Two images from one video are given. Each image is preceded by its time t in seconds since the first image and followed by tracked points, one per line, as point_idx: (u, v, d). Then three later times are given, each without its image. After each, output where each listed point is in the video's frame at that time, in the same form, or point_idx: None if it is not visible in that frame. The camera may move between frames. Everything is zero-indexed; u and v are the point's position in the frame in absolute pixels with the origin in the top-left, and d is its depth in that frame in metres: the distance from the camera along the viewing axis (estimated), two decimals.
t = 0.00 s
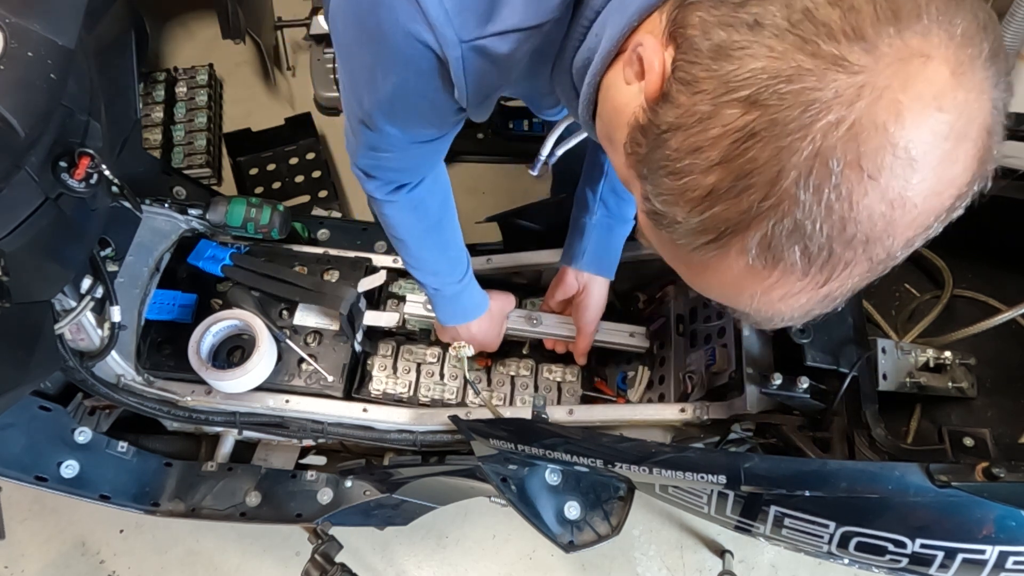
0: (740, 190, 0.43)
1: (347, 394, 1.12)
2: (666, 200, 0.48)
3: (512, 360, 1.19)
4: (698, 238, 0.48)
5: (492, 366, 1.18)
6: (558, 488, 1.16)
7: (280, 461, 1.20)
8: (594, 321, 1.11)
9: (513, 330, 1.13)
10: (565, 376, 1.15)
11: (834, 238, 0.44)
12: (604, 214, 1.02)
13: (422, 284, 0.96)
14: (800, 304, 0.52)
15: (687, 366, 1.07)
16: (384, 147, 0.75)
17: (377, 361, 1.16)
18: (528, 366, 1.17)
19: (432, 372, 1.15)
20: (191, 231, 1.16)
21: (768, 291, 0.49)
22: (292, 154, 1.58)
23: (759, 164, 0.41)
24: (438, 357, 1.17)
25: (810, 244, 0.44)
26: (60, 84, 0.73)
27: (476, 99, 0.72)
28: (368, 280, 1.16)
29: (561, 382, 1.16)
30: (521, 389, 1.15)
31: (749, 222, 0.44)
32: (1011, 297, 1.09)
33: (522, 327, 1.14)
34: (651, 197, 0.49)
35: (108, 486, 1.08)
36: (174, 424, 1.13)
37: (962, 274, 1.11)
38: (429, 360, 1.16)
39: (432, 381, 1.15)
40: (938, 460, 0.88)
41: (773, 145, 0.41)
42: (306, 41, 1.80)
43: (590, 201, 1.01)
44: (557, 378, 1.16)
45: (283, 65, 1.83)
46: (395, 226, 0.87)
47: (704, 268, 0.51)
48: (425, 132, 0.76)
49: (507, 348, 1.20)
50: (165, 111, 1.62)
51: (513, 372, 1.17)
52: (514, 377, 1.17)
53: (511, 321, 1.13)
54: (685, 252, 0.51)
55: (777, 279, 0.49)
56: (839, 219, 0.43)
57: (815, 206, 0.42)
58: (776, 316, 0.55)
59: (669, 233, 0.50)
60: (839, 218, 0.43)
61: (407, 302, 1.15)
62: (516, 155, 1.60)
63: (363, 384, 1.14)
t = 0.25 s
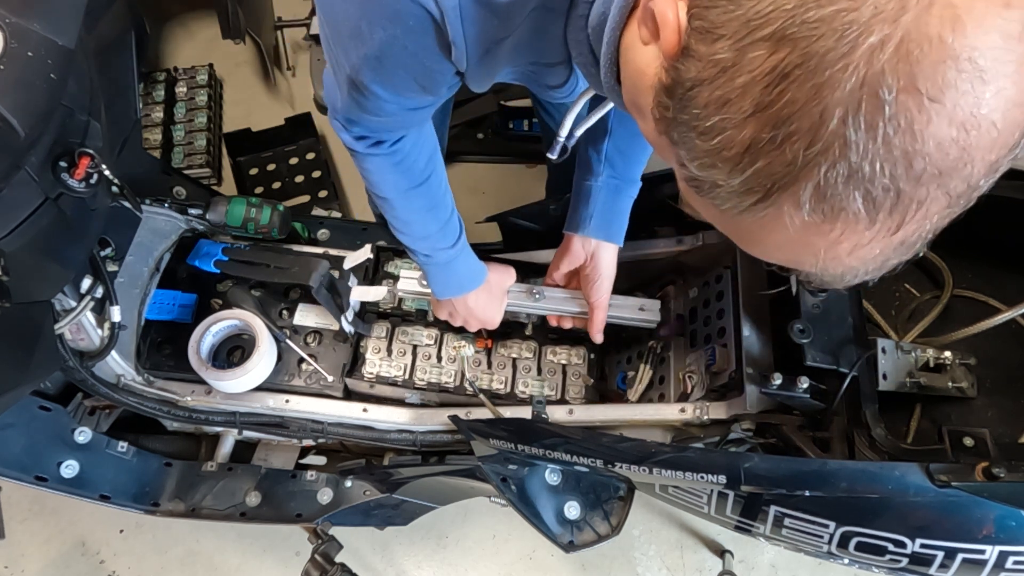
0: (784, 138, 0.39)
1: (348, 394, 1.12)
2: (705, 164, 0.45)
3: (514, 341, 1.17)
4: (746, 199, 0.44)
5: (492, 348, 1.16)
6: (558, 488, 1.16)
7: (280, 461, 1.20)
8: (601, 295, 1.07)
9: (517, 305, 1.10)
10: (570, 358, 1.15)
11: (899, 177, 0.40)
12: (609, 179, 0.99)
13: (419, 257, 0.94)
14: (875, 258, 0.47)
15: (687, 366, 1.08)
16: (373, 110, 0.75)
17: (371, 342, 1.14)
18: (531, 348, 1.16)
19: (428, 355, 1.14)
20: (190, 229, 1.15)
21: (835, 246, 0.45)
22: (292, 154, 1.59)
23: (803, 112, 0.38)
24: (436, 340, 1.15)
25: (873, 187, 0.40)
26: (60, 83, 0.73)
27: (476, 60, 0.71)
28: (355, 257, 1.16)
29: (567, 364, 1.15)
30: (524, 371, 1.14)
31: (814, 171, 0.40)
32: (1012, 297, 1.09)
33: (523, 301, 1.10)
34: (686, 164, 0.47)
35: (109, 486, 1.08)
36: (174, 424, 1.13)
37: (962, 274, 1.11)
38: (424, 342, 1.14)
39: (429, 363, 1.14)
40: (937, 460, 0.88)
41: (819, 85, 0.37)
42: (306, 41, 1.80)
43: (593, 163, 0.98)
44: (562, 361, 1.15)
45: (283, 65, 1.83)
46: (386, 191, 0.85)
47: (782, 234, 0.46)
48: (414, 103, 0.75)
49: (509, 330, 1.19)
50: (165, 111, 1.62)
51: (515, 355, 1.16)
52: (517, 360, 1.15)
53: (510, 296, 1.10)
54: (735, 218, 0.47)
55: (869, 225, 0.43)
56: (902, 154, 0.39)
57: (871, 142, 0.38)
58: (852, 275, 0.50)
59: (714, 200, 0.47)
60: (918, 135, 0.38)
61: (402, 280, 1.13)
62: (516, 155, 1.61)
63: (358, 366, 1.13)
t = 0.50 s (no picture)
0: (864, 80, 0.38)
1: (348, 394, 1.12)
2: (772, 119, 0.43)
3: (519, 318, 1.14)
4: (818, 152, 0.43)
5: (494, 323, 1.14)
6: (558, 488, 1.16)
7: (280, 461, 1.20)
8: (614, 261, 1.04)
9: (524, 274, 1.05)
10: (577, 334, 1.12)
11: (994, 113, 0.39)
12: (621, 132, 0.99)
13: (414, 215, 0.90)
14: (955, 209, 0.46)
15: (687, 366, 1.07)
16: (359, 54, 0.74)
17: (365, 319, 1.11)
18: (537, 324, 1.13)
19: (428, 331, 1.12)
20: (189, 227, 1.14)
21: (918, 198, 0.44)
22: (292, 154, 1.59)
23: (851, 86, 0.39)
24: (435, 317, 1.13)
25: (966, 127, 0.39)
26: (61, 84, 0.73)
27: (495, 7, 0.73)
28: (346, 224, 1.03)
29: (573, 341, 1.12)
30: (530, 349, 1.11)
31: (870, 128, 0.40)
32: (1011, 297, 1.09)
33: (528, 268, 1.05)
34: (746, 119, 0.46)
35: (109, 486, 1.08)
36: (174, 424, 1.13)
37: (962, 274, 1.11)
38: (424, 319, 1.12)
39: (427, 340, 1.11)
40: (938, 460, 0.89)
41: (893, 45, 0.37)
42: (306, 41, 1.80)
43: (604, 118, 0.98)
44: (568, 337, 1.12)
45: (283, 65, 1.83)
46: (372, 139, 0.83)
47: (844, 185, 0.45)
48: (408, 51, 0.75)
49: (512, 306, 1.16)
50: (165, 111, 1.62)
51: (520, 330, 1.13)
52: (521, 336, 1.12)
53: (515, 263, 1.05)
54: (802, 175, 0.46)
55: (927, 193, 0.43)
56: (1001, 86, 0.38)
57: (966, 77, 0.37)
58: (926, 230, 0.49)
59: (778, 160, 0.46)
60: (979, 121, 0.39)
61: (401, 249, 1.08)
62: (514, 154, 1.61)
63: (352, 342, 1.10)
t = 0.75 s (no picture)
0: None
1: (348, 394, 1.11)
2: None
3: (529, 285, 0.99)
4: None
5: (502, 291, 0.99)
6: (558, 488, 1.16)
7: (280, 461, 1.19)
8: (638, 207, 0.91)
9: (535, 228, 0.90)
10: (592, 299, 0.97)
11: None
12: (643, 65, 0.91)
13: (405, 157, 0.78)
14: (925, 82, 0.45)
15: (688, 366, 1.07)
16: None
17: (360, 284, 0.97)
18: (549, 290, 0.98)
19: (427, 297, 0.97)
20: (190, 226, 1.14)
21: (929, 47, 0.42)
22: (292, 154, 1.59)
23: None
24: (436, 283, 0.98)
25: None
26: (61, 84, 0.73)
27: None
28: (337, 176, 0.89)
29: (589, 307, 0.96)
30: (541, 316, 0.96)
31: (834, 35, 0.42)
32: (1012, 297, 1.09)
33: (540, 221, 0.90)
34: None
35: (109, 486, 1.08)
36: (174, 424, 1.13)
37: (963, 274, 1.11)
38: (424, 284, 0.97)
39: (427, 307, 0.97)
40: (938, 460, 0.88)
41: None
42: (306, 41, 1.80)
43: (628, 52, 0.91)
44: (584, 303, 0.97)
45: (283, 65, 1.83)
46: (349, 60, 0.70)
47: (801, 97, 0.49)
48: None
49: (522, 269, 1.01)
50: (165, 111, 1.62)
51: (530, 297, 0.98)
52: (531, 303, 0.98)
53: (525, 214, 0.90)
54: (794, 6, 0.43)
55: (914, 87, 0.44)
56: None
57: None
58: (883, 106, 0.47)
59: None
60: (983, 16, 0.39)
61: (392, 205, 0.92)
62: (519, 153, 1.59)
63: (345, 310, 0.96)
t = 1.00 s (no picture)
0: None
1: (347, 394, 1.11)
2: None
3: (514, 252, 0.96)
4: None
5: (486, 259, 0.96)
6: (557, 488, 1.16)
7: (280, 461, 1.19)
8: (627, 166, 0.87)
9: (515, 187, 0.87)
10: (578, 267, 0.93)
11: None
12: (642, 13, 0.92)
13: (375, 105, 0.77)
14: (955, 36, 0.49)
15: (688, 366, 1.07)
16: None
17: (337, 251, 0.95)
18: (534, 259, 0.95)
19: (407, 266, 0.94)
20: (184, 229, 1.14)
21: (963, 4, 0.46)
22: (292, 154, 1.58)
23: None
24: (416, 252, 0.96)
25: None
26: (61, 84, 0.73)
27: None
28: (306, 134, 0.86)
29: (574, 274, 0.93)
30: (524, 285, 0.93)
31: None
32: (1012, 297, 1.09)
33: (524, 181, 0.88)
34: None
35: (109, 486, 1.08)
36: (174, 424, 1.13)
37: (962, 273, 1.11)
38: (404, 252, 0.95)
39: (406, 276, 0.94)
40: (938, 460, 0.89)
41: None
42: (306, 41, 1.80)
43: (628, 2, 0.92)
44: (570, 272, 0.93)
45: (283, 65, 1.83)
46: (311, 2, 0.69)
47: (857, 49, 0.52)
48: None
49: (509, 238, 0.98)
50: (166, 111, 1.62)
51: (514, 266, 0.95)
52: (515, 272, 0.94)
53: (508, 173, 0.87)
54: None
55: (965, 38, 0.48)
56: None
57: None
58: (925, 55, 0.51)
59: None
60: None
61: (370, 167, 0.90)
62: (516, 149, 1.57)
63: (320, 277, 0.94)
